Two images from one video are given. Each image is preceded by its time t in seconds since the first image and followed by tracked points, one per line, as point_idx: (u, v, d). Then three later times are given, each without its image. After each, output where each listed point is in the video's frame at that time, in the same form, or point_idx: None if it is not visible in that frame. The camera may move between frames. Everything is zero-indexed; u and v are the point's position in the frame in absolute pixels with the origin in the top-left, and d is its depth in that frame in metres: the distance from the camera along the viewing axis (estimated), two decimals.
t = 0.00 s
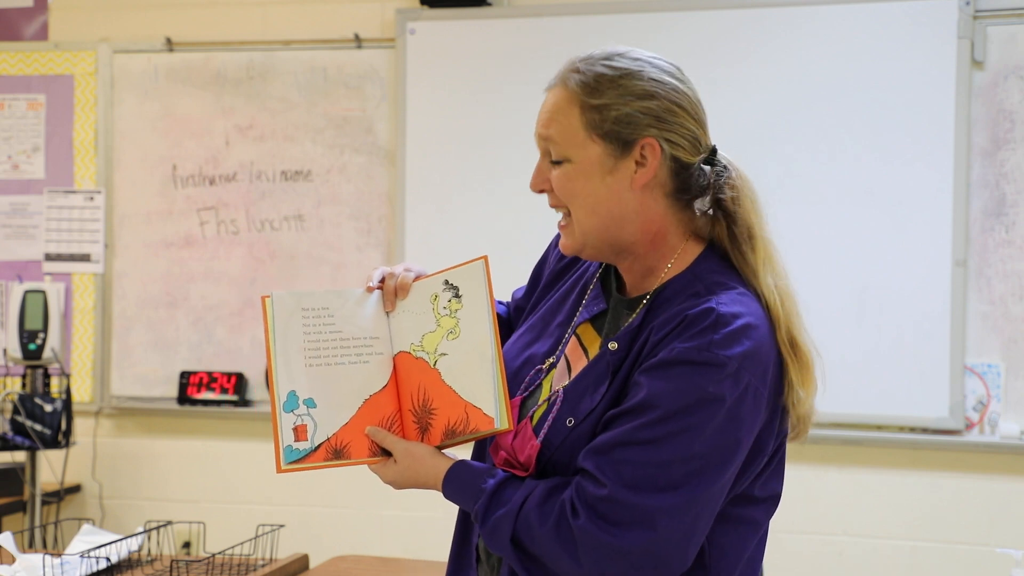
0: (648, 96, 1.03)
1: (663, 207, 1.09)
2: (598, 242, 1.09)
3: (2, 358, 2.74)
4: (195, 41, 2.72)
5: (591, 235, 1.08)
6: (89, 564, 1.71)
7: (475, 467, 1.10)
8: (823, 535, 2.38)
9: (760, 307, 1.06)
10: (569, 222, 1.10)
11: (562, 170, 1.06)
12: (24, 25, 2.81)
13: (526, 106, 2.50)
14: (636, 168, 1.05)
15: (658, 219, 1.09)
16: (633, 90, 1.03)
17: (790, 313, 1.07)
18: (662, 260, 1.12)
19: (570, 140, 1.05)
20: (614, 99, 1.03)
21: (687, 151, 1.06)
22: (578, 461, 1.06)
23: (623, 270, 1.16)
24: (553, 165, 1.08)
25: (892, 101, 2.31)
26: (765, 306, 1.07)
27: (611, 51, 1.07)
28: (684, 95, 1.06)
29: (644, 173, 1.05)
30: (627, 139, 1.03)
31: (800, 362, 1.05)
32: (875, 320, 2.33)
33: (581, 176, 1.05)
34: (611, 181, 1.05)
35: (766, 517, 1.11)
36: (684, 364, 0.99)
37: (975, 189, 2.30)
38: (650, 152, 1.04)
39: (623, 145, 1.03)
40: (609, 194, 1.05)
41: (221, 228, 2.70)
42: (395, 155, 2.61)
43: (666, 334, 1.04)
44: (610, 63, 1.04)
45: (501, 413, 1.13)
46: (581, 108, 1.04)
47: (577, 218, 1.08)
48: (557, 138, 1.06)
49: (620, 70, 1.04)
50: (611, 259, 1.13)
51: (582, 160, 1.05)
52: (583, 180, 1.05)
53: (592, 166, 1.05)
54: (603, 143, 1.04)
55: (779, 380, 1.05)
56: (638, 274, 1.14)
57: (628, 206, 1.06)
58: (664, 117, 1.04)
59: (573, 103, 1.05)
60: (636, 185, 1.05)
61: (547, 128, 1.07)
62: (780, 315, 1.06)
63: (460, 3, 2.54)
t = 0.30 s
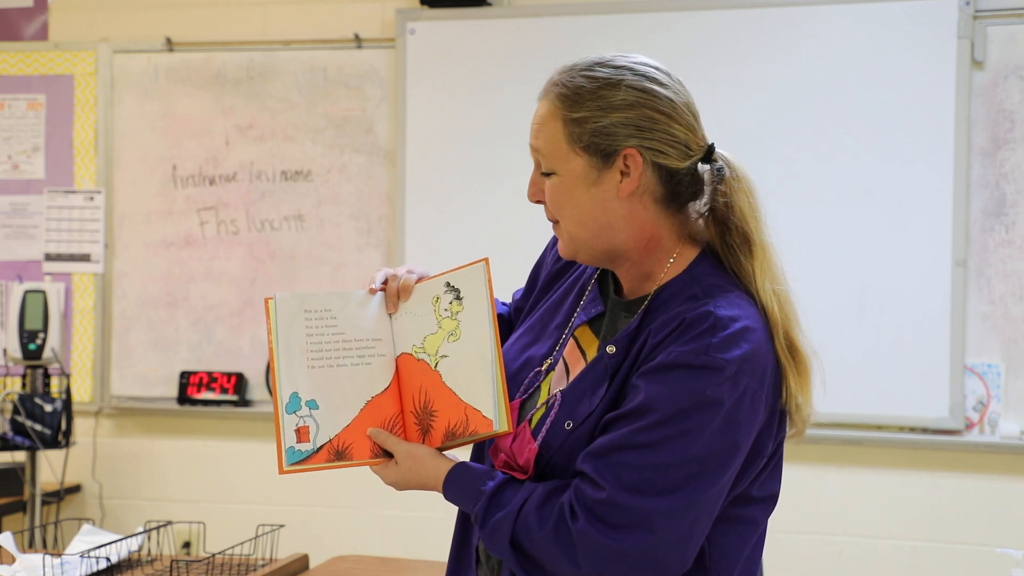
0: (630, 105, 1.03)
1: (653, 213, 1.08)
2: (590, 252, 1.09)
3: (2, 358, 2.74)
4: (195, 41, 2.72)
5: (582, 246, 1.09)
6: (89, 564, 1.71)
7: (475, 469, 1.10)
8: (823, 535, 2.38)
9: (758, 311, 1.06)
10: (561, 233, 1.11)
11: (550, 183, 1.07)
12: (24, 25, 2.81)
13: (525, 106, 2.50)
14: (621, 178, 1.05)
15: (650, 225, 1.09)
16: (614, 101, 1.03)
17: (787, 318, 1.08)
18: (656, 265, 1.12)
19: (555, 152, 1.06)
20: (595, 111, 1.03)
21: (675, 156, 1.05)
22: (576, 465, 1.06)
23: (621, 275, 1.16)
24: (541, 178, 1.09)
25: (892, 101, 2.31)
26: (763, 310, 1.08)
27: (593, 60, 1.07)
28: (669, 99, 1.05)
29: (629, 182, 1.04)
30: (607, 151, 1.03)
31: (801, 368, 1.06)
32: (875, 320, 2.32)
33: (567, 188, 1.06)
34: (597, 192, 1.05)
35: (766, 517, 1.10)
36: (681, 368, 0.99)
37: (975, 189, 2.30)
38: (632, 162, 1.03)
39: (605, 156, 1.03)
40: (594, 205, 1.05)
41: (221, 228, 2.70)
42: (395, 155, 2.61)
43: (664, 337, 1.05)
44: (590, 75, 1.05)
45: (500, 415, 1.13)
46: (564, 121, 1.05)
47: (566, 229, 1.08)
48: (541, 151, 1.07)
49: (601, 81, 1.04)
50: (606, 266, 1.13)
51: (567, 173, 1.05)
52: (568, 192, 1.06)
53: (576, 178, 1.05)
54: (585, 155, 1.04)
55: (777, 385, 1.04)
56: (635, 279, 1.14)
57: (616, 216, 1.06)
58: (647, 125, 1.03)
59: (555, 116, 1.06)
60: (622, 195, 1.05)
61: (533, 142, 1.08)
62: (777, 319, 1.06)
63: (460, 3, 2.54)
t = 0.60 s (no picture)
0: (632, 104, 1.03)
1: (653, 211, 1.08)
2: (590, 250, 1.09)
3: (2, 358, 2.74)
4: (195, 41, 2.72)
5: (583, 244, 1.09)
6: (89, 564, 1.71)
7: (472, 471, 1.10)
8: (823, 534, 2.38)
9: (751, 311, 1.06)
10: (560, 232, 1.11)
11: (551, 183, 1.07)
12: (24, 25, 2.81)
13: (525, 106, 2.50)
14: (623, 176, 1.05)
15: (650, 223, 1.09)
16: (615, 99, 1.03)
17: (781, 314, 1.07)
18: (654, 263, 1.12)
19: (556, 151, 1.06)
20: (597, 109, 1.03)
21: (675, 154, 1.05)
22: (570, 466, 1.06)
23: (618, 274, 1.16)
24: (542, 177, 1.09)
25: (893, 101, 2.31)
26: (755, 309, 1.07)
27: (592, 59, 1.07)
28: (667, 96, 1.05)
29: (631, 180, 1.05)
30: (610, 148, 1.03)
31: (793, 364, 1.05)
32: (875, 320, 2.32)
33: (569, 187, 1.06)
34: (599, 190, 1.05)
35: (761, 516, 1.11)
36: (674, 369, 0.99)
37: (975, 189, 2.30)
38: (635, 159, 1.04)
39: (608, 154, 1.03)
40: (596, 203, 1.06)
41: (221, 228, 2.70)
42: (395, 155, 2.61)
43: (657, 338, 1.04)
44: (589, 73, 1.05)
45: (497, 417, 1.13)
46: (565, 120, 1.05)
47: (568, 228, 1.08)
48: (542, 151, 1.07)
49: (602, 80, 1.04)
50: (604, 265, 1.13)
51: (569, 172, 1.05)
52: (569, 190, 1.06)
53: (578, 176, 1.05)
54: (587, 153, 1.04)
55: (770, 381, 1.04)
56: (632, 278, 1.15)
57: (618, 214, 1.07)
58: (648, 124, 1.04)
59: (556, 115, 1.06)
60: (624, 193, 1.06)
61: (533, 142, 1.08)
62: (770, 316, 1.06)
63: (460, 3, 2.54)
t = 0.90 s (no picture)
0: (628, 97, 1.03)
1: (646, 207, 1.08)
2: (581, 244, 1.08)
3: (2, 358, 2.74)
4: (195, 41, 2.72)
5: (573, 236, 1.08)
6: (89, 564, 1.71)
7: (467, 468, 1.10)
8: (823, 534, 2.38)
9: (746, 311, 1.06)
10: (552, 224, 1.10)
11: (544, 171, 1.07)
12: (23, 25, 2.81)
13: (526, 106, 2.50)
14: (616, 169, 1.04)
15: (643, 220, 1.08)
16: (612, 92, 1.03)
17: (775, 314, 1.07)
18: (647, 260, 1.12)
19: (552, 140, 1.05)
20: (593, 101, 1.03)
21: (670, 151, 1.05)
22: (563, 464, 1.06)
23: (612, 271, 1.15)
24: (536, 167, 1.09)
25: (894, 101, 2.31)
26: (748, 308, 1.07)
27: (591, 53, 1.07)
28: (664, 94, 1.05)
29: (623, 174, 1.04)
30: (604, 140, 1.03)
31: (786, 365, 1.05)
32: (875, 321, 2.33)
33: (561, 177, 1.06)
34: (591, 181, 1.05)
35: (755, 517, 1.11)
36: (667, 368, 0.99)
37: (975, 189, 2.30)
38: (629, 153, 1.03)
39: (601, 146, 1.03)
40: (587, 194, 1.05)
41: (220, 228, 2.70)
42: (395, 155, 2.61)
43: (651, 338, 1.04)
44: (589, 66, 1.05)
45: (491, 416, 1.13)
46: (561, 110, 1.05)
47: (559, 220, 1.08)
48: (538, 139, 1.07)
49: (599, 72, 1.04)
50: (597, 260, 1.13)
51: (562, 161, 1.05)
52: (562, 179, 1.06)
53: (572, 165, 1.05)
54: (582, 144, 1.04)
55: (764, 380, 1.04)
56: (625, 275, 1.14)
57: (609, 207, 1.06)
58: (643, 118, 1.03)
59: (553, 104, 1.06)
60: (617, 186, 1.05)
61: (529, 130, 1.08)
62: (764, 317, 1.06)
63: (460, 3, 2.54)
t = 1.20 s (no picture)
0: (626, 81, 1.03)
1: (638, 193, 1.07)
2: (568, 223, 1.08)
3: (2, 358, 2.74)
4: (195, 41, 2.73)
5: (562, 214, 1.08)
6: (89, 564, 1.70)
7: (454, 454, 1.10)
8: (824, 534, 2.38)
9: (735, 297, 1.06)
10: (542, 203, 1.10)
11: (538, 148, 1.08)
12: (24, 25, 2.81)
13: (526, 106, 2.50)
14: (610, 150, 1.04)
15: (634, 205, 1.08)
16: (611, 74, 1.04)
17: (766, 301, 1.07)
18: (636, 246, 1.11)
19: (550, 117, 1.06)
20: (592, 81, 1.04)
21: (665, 139, 1.05)
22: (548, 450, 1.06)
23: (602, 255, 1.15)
24: (531, 145, 1.09)
25: (894, 101, 2.31)
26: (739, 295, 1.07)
27: (595, 39, 1.08)
28: (664, 83, 1.05)
29: (617, 155, 1.04)
30: (601, 119, 1.03)
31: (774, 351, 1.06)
32: (875, 321, 2.33)
33: (555, 153, 1.06)
34: (584, 159, 1.05)
35: (741, 515, 1.09)
36: (653, 349, 0.99)
37: (975, 189, 2.30)
38: (624, 133, 1.03)
39: (597, 125, 1.03)
40: (580, 172, 1.05)
41: (221, 228, 2.70)
42: (395, 155, 2.61)
43: (639, 322, 1.04)
44: (592, 50, 1.06)
45: (479, 403, 1.12)
46: (561, 89, 1.06)
47: (548, 197, 1.08)
48: (536, 115, 1.08)
49: (601, 56, 1.05)
50: (585, 242, 1.12)
51: (557, 137, 1.06)
52: (556, 157, 1.06)
53: (567, 142, 1.05)
54: (578, 122, 1.04)
55: (752, 366, 1.03)
56: (613, 260, 1.13)
57: (599, 187, 1.06)
58: (640, 102, 1.03)
59: (553, 83, 1.07)
60: (609, 166, 1.05)
61: (528, 106, 1.09)
62: (755, 304, 1.05)
63: (460, 3, 2.54)
